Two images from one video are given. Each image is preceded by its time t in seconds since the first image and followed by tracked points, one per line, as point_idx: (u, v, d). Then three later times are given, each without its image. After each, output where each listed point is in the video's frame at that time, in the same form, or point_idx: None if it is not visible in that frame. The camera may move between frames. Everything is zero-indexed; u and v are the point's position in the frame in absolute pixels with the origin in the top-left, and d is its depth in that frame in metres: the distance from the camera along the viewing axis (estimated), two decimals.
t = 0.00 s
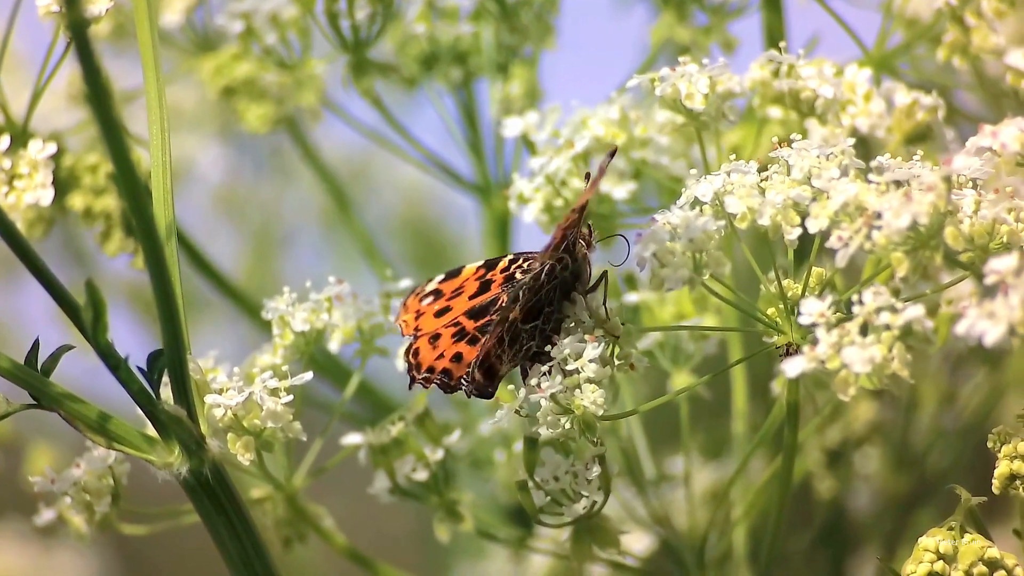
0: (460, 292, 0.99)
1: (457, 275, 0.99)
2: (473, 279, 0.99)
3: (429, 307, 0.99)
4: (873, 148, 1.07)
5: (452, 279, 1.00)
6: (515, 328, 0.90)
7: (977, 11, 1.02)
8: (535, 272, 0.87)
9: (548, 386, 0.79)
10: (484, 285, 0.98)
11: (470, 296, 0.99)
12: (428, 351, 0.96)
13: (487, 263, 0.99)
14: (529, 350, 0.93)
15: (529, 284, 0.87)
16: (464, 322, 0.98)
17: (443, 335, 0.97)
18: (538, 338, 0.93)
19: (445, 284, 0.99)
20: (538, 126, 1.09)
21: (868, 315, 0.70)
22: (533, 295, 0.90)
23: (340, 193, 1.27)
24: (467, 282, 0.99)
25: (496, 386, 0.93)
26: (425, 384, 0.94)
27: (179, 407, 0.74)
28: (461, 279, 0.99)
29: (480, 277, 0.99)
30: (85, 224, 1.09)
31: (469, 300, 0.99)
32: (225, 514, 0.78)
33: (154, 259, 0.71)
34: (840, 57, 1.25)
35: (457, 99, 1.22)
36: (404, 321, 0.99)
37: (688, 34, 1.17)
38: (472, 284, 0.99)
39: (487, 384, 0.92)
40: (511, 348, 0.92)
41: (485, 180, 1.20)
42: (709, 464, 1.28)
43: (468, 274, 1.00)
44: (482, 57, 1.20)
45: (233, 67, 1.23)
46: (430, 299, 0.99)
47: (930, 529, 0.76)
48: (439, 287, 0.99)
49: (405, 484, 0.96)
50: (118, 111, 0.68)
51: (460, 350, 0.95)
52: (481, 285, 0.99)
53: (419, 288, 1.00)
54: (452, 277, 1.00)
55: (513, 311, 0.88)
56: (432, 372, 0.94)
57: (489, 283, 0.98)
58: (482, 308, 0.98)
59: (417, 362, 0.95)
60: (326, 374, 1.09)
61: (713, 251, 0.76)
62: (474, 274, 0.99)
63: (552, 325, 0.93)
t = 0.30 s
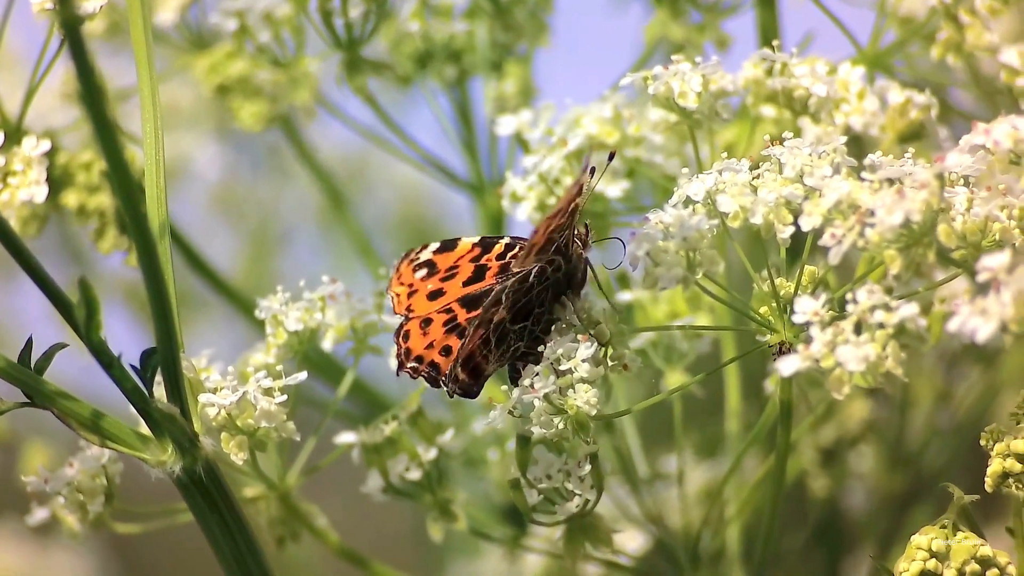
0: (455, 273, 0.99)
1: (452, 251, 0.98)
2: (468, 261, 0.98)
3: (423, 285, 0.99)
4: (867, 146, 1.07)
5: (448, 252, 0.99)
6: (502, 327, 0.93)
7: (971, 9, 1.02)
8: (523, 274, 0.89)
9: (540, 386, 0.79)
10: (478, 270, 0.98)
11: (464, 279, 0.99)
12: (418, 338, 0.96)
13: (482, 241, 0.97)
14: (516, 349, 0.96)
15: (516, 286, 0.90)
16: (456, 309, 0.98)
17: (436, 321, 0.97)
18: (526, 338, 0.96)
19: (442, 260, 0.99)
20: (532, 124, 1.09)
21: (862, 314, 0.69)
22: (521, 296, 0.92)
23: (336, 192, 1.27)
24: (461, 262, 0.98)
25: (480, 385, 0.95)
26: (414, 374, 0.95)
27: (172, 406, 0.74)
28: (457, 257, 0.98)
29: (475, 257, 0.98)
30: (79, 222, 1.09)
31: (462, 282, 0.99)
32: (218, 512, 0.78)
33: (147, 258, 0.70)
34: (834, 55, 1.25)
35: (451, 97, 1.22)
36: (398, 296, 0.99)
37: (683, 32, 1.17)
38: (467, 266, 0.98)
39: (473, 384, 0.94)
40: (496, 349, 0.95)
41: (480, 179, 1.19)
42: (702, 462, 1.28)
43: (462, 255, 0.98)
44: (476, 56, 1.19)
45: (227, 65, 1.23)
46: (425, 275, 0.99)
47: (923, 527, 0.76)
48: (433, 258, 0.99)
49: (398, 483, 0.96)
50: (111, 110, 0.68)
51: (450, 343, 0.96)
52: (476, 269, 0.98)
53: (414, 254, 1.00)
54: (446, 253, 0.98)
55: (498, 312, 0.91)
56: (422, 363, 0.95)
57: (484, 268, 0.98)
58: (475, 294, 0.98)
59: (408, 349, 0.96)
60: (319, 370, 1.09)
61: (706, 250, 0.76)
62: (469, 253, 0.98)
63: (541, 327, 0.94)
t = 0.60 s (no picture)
0: (438, 269, 0.99)
1: (432, 244, 0.99)
2: (451, 257, 0.99)
3: (406, 281, 0.99)
4: (861, 145, 1.07)
5: (427, 245, 1.00)
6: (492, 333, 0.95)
7: (965, 9, 1.02)
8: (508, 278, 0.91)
9: (532, 389, 0.79)
10: (463, 268, 0.99)
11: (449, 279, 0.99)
12: (407, 340, 0.98)
13: (461, 235, 0.98)
14: (509, 356, 0.97)
15: (501, 291, 0.92)
16: (443, 309, 0.99)
17: (424, 323, 0.99)
18: (519, 344, 0.98)
19: (422, 254, 0.99)
20: (525, 123, 1.09)
21: (853, 314, 0.69)
22: (510, 301, 0.94)
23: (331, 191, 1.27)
24: (443, 258, 0.99)
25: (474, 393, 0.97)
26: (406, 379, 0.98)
27: (166, 406, 0.75)
28: (438, 251, 0.99)
29: (456, 253, 0.99)
30: (73, 221, 1.09)
31: (446, 280, 0.99)
32: (212, 512, 0.78)
33: (140, 256, 0.70)
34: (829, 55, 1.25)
35: (445, 96, 1.22)
36: (379, 291, 0.99)
37: (677, 31, 1.17)
38: (450, 263, 0.99)
39: (466, 392, 0.96)
40: (489, 357, 0.96)
41: (474, 178, 1.19)
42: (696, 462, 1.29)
43: (444, 250, 0.99)
44: (471, 54, 1.20)
45: (221, 64, 1.23)
46: (407, 271, 0.99)
47: (916, 526, 0.76)
48: (412, 250, 1.00)
49: (391, 483, 0.96)
50: (102, 109, 0.67)
51: (440, 348, 0.98)
52: (460, 267, 0.99)
53: (391, 244, 1.00)
54: (427, 248, 0.99)
55: (484, 318, 0.93)
56: (413, 369, 0.97)
57: (468, 266, 0.99)
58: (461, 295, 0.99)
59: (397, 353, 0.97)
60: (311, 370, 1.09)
61: (697, 251, 0.76)
62: (450, 248, 0.99)
63: (533, 332, 0.97)
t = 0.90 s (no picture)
0: (438, 270, 0.99)
1: (433, 245, 0.98)
2: (451, 258, 0.98)
3: (405, 281, 0.98)
4: (858, 146, 1.07)
5: (428, 245, 0.98)
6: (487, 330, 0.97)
7: (961, 9, 1.03)
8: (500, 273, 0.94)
9: (531, 391, 0.78)
10: (462, 268, 0.98)
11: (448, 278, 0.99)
12: (405, 340, 0.98)
13: (462, 237, 0.96)
14: (505, 355, 0.98)
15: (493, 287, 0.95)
16: (442, 309, 0.99)
17: (423, 322, 0.99)
18: (515, 343, 0.99)
19: (422, 254, 0.98)
20: (522, 123, 1.09)
21: (851, 315, 0.69)
22: (506, 299, 0.96)
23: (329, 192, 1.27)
24: (444, 258, 0.98)
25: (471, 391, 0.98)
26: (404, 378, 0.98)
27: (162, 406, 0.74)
28: (438, 251, 0.98)
29: (455, 253, 0.97)
30: (69, 222, 1.08)
31: (445, 280, 0.99)
32: (209, 513, 0.78)
33: (136, 256, 0.69)
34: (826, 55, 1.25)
35: (442, 97, 1.21)
36: (378, 291, 0.98)
37: (675, 32, 1.17)
38: (450, 264, 0.98)
39: (463, 390, 0.97)
40: (485, 355, 0.97)
41: (471, 179, 1.18)
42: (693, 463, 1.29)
43: (444, 251, 0.98)
44: (467, 55, 1.20)
45: (218, 65, 1.23)
46: (406, 270, 0.98)
47: (914, 527, 0.76)
48: (412, 250, 0.98)
49: (389, 483, 0.96)
50: (98, 109, 0.67)
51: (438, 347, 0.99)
52: (459, 268, 0.98)
53: (391, 244, 0.99)
54: (427, 248, 0.98)
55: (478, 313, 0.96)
56: (410, 367, 0.98)
57: (467, 266, 0.98)
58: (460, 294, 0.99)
59: (396, 352, 0.98)
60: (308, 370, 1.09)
61: (695, 252, 0.76)
62: (450, 249, 0.97)
63: (530, 331, 0.98)
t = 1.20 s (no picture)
0: (450, 271, 0.99)
1: (448, 249, 0.98)
2: (463, 259, 0.98)
3: (418, 283, 0.99)
4: (857, 146, 1.07)
5: (443, 250, 0.98)
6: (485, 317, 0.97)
7: (959, 10, 1.02)
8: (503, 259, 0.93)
9: (527, 385, 0.78)
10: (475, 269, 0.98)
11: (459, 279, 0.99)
12: (411, 335, 0.97)
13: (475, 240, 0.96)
14: (505, 343, 0.99)
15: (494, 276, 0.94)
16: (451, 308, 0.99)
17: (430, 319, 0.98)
18: (515, 333, 0.99)
19: (437, 258, 0.98)
20: (520, 124, 1.09)
21: (848, 314, 0.69)
22: (507, 287, 0.96)
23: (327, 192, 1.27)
24: (456, 261, 0.98)
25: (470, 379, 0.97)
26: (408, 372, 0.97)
27: (159, 407, 0.74)
28: (451, 255, 0.98)
29: (468, 256, 0.97)
30: (67, 223, 1.08)
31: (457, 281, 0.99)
32: (205, 513, 0.78)
33: (132, 256, 0.69)
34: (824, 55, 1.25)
35: (440, 98, 1.21)
36: (391, 296, 0.99)
37: (673, 32, 1.17)
38: (461, 264, 0.98)
39: (462, 377, 0.96)
40: (483, 343, 0.98)
41: (469, 180, 1.18)
42: (692, 463, 1.29)
43: (459, 254, 0.98)
44: (465, 56, 1.20)
45: (216, 65, 1.23)
46: (421, 275, 0.99)
47: (912, 527, 0.76)
48: (428, 258, 0.98)
49: (386, 484, 0.96)
50: (94, 108, 0.67)
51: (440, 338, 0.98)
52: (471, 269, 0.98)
53: (408, 253, 0.99)
54: (441, 251, 0.98)
55: (479, 299, 0.95)
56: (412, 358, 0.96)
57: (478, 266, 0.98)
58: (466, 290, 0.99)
59: (400, 347, 0.97)
60: (307, 371, 1.09)
61: (693, 250, 0.76)
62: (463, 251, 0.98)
63: (529, 320, 0.98)
